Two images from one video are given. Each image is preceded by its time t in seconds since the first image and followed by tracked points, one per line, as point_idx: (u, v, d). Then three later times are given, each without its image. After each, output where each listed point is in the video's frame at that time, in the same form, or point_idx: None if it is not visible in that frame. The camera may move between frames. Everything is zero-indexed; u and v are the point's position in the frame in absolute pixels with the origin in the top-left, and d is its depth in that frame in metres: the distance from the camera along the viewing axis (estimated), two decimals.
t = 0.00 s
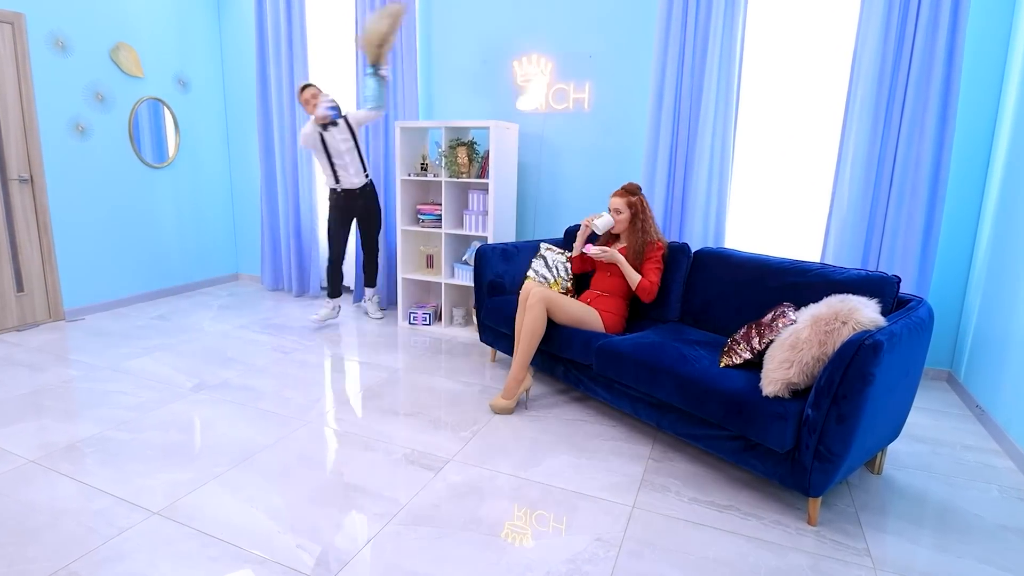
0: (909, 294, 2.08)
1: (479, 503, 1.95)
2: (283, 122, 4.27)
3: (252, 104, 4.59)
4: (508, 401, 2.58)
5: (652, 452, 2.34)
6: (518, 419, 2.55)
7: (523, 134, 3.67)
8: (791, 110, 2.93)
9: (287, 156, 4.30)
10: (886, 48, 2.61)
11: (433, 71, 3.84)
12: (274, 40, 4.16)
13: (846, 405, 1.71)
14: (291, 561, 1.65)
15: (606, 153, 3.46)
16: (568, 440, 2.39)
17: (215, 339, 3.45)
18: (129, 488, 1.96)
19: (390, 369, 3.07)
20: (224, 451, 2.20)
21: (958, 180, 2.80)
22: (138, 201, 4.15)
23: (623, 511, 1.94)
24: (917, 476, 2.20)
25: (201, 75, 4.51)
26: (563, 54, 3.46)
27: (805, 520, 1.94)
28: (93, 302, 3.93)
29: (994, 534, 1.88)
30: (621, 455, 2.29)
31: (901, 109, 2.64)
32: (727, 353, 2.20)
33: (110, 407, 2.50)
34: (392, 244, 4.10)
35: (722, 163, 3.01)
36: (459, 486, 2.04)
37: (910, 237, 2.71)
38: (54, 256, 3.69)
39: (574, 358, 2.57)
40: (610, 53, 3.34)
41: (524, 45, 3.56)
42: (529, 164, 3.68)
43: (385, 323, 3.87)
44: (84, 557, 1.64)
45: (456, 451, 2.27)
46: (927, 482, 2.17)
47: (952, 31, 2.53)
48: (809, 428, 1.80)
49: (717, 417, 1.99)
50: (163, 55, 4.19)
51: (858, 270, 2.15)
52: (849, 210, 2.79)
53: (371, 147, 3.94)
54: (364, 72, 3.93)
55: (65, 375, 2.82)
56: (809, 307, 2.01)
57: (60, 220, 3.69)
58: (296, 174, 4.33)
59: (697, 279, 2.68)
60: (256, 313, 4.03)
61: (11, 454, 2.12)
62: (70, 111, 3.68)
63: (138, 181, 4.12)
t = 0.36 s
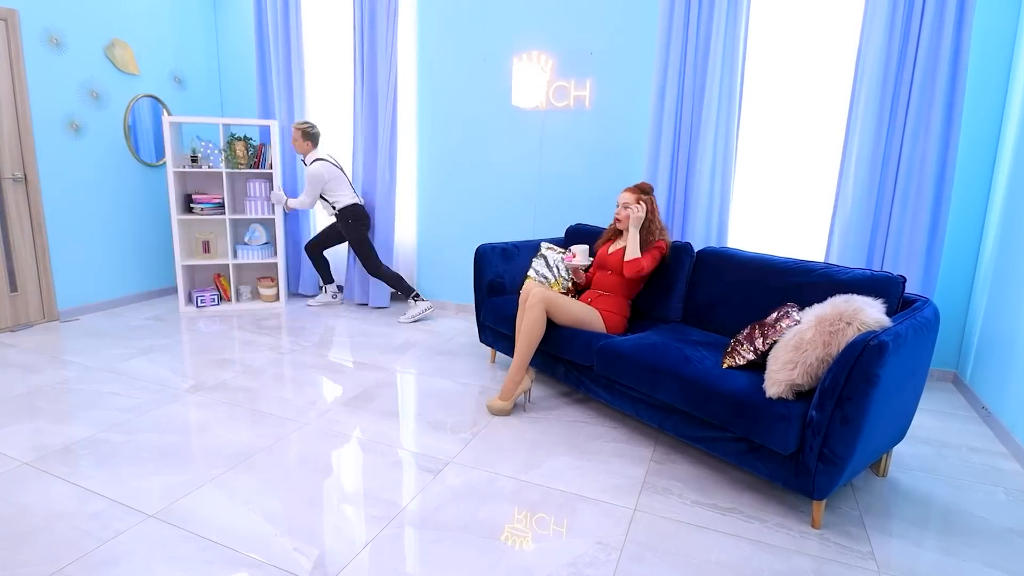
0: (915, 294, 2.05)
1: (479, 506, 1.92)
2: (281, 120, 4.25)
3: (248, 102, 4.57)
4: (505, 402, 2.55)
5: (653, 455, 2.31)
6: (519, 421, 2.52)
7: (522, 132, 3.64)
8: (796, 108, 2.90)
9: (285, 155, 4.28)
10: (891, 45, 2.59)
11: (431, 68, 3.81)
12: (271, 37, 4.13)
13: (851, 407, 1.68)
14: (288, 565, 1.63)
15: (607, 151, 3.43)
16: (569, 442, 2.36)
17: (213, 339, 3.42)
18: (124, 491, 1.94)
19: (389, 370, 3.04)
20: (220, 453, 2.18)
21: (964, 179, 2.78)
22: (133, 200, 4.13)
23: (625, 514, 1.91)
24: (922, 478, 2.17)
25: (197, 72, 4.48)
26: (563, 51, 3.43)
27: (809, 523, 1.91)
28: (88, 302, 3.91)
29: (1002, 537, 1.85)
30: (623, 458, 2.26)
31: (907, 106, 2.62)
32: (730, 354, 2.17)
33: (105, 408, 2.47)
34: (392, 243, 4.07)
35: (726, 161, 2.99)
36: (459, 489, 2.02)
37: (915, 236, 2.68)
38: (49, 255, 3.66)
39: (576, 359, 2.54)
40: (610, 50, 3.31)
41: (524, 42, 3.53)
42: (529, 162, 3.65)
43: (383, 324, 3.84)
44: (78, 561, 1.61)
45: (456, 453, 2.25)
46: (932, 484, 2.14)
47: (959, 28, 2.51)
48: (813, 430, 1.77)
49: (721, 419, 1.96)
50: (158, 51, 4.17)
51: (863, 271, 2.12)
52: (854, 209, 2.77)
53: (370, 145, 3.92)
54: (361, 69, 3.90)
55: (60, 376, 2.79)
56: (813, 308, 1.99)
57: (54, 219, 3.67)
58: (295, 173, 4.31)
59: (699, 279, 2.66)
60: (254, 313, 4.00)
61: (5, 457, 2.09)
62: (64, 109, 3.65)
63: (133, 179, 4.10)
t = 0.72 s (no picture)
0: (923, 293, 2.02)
1: (478, 509, 1.89)
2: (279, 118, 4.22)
3: (244, 101, 4.55)
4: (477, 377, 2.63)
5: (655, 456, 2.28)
6: (519, 423, 2.50)
7: (521, 130, 3.62)
8: (800, 106, 2.89)
9: (283, 153, 4.26)
10: (895, 42, 2.57)
11: (430, 65, 3.77)
12: (269, 36, 4.12)
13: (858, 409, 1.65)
14: (284, 568, 1.60)
15: (608, 148, 3.41)
16: (569, 444, 2.34)
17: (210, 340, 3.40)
18: (119, 494, 1.91)
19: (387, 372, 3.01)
20: (216, 456, 2.15)
21: (968, 177, 2.75)
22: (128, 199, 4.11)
23: (627, 516, 1.89)
24: (928, 481, 2.14)
25: (193, 71, 4.46)
26: (563, 48, 3.41)
27: (813, 526, 1.88)
28: (84, 303, 3.89)
29: (1009, 540, 1.82)
30: (625, 459, 2.24)
31: (911, 103, 2.60)
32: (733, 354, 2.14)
33: (100, 410, 2.45)
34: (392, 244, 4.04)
35: (728, 160, 2.97)
36: (459, 491, 1.99)
37: (920, 234, 2.66)
38: (44, 255, 3.64)
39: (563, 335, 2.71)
40: (611, 48, 3.30)
41: (524, 39, 3.50)
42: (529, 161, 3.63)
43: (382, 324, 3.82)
44: (72, 565, 1.59)
45: (455, 455, 2.22)
46: (939, 487, 2.10)
47: (963, 24, 2.48)
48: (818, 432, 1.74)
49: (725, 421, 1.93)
50: (154, 50, 4.15)
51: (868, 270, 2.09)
52: (859, 207, 2.75)
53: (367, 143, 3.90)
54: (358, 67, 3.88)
55: (54, 378, 2.77)
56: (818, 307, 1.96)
57: (49, 218, 3.65)
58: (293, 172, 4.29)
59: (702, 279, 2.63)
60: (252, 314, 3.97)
61: None
62: (59, 107, 3.63)
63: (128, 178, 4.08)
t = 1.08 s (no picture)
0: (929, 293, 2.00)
1: (478, 510, 1.88)
2: (279, 118, 4.21)
3: (241, 100, 4.54)
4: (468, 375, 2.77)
5: (655, 457, 2.26)
6: (518, 424, 2.48)
7: (520, 128, 3.60)
8: (803, 103, 2.87)
9: (282, 153, 4.25)
10: (899, 39, 2.56)
11: (430, 65, 3.76)
12: (267, 34, 4.11)
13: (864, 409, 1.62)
14: (282, 571, 1.58)
15: (608, 148, 3.39)
16: (569, 445, 2.32)
17: (208, 341, 3.38)
18: (115, 495, 1.90)
19: (386, 373, 3.00)
20: (214, 457, 2.14)
21: (971, 175, 2.74)
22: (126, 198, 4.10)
23: (628, 518, 1.87)
24: (932, 482, 2.12)
25: (191, 70, 4.45)
26: (563, 46, 3.40)
27: (815, 529, 1.86)
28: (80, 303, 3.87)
29: (1012, 542, 1.80)
30: (626, 461, 2.22)
31: (915, 101, 2.58)
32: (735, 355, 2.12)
33: (96, 412, 2.43)
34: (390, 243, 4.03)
35: (730, 158, 2.95)
36: (458, 493, 1.97)
37: (924, 233, 2.64)
38: (39, 254, 3.62)
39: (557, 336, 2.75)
40: (611, 46, 3.28)
41: (524, 38, 3.49)
42: (529, 160, 3.61)
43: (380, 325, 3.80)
44: (67, 567, 1.57)
45: (454, 456, 2.21)
46: (943, 489, 2.08)
47: (968, 21, 2.46)
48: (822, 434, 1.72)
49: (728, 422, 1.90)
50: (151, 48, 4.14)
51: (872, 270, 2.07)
52: (862, 206, 2.73)
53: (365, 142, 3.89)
54: (357, 66, 3.87)
55: (50, 378, 2.75)
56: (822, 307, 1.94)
57: (45, 217, 3.63)
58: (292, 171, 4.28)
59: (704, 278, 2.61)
60: (250, 314, 3.96)
61: None
62: (55, 105, 3.61)
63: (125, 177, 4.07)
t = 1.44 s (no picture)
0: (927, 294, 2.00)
1: (479, 511, 1.87)
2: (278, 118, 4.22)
3: (242, 100, 4.54)
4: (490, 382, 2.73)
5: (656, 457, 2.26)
6: (519, 424, 2.48)
7: (520, 129, 3.60)
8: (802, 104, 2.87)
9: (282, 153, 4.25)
10: (899, 39, 2.56)
11: (430, 65, 3.76)
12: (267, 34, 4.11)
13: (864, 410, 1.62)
14: (282, 571, 1.58)
15: (609, 148, 3.39)
16: (570, 445, 2.32)
17: (209, 341, 3.38)
18: (116, 495, 1.90)
19: (387, 373, 2.99)
20: (214, 457, 2.14)
21: (971, 176, 2.74)
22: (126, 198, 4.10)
23: (628, 519, 1.87)
24: (932, 483, 2.12)
25: (191, 70, 4.45)
26: (563, 46, 3.40)
27: (815, 529, 1.86)
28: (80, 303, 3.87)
29: (1011, 543, 1.80)
30: (626, 461, 2.22)
31: (915, 101, 2.58)
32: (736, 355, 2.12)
33: (96, 412, 2.43)
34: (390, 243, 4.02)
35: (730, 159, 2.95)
36: (458, 493, 1.97)
37: (924, 233, 2.64)
38: (40, 254, 3.62)
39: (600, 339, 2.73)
40: (610, 46, 3.28)
41: (524, 38, 3.49)
42: (528, 160, 3.61)
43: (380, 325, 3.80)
44: (67, 568, 1.57)
45: (455, 457, 2.21)
46: (943, 489, 2.08)
47: (968, 22, 2.46)
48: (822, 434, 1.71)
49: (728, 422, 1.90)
50: (151, 48, 4.13)
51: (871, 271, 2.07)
52: (862, 206, 2.74)
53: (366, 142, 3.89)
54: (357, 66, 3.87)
55: (50, 378, 2.75)
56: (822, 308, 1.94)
57: (45, 217, 3.63)
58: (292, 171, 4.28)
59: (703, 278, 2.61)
60: (250, 314, 3.96)
61: None
62: (55, 105, 3.61)
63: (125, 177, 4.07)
